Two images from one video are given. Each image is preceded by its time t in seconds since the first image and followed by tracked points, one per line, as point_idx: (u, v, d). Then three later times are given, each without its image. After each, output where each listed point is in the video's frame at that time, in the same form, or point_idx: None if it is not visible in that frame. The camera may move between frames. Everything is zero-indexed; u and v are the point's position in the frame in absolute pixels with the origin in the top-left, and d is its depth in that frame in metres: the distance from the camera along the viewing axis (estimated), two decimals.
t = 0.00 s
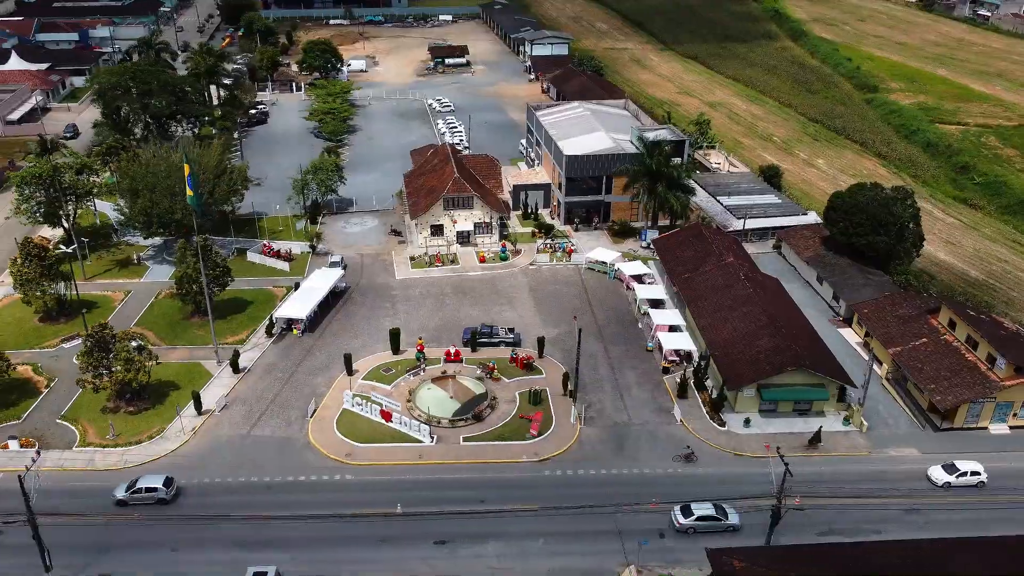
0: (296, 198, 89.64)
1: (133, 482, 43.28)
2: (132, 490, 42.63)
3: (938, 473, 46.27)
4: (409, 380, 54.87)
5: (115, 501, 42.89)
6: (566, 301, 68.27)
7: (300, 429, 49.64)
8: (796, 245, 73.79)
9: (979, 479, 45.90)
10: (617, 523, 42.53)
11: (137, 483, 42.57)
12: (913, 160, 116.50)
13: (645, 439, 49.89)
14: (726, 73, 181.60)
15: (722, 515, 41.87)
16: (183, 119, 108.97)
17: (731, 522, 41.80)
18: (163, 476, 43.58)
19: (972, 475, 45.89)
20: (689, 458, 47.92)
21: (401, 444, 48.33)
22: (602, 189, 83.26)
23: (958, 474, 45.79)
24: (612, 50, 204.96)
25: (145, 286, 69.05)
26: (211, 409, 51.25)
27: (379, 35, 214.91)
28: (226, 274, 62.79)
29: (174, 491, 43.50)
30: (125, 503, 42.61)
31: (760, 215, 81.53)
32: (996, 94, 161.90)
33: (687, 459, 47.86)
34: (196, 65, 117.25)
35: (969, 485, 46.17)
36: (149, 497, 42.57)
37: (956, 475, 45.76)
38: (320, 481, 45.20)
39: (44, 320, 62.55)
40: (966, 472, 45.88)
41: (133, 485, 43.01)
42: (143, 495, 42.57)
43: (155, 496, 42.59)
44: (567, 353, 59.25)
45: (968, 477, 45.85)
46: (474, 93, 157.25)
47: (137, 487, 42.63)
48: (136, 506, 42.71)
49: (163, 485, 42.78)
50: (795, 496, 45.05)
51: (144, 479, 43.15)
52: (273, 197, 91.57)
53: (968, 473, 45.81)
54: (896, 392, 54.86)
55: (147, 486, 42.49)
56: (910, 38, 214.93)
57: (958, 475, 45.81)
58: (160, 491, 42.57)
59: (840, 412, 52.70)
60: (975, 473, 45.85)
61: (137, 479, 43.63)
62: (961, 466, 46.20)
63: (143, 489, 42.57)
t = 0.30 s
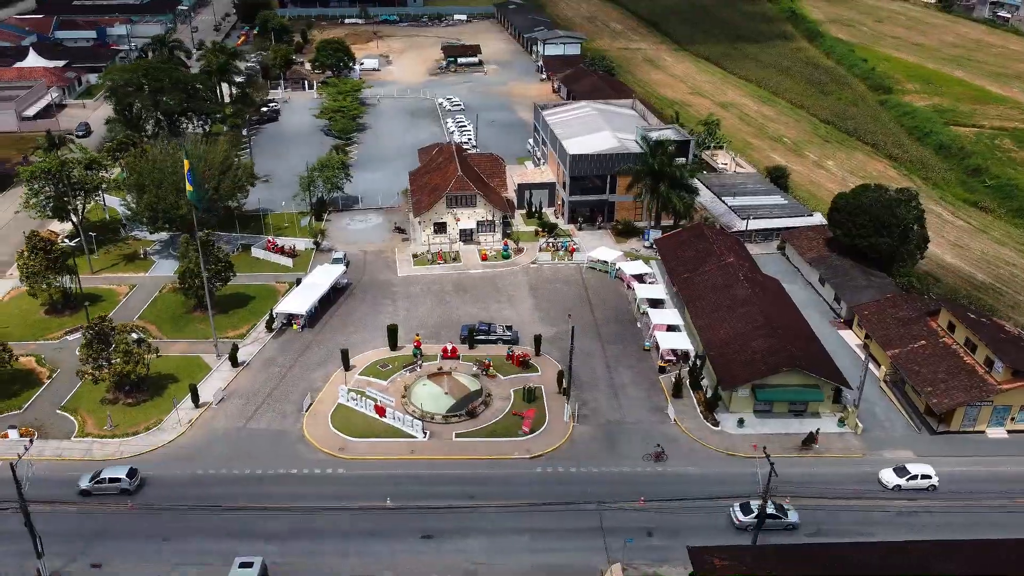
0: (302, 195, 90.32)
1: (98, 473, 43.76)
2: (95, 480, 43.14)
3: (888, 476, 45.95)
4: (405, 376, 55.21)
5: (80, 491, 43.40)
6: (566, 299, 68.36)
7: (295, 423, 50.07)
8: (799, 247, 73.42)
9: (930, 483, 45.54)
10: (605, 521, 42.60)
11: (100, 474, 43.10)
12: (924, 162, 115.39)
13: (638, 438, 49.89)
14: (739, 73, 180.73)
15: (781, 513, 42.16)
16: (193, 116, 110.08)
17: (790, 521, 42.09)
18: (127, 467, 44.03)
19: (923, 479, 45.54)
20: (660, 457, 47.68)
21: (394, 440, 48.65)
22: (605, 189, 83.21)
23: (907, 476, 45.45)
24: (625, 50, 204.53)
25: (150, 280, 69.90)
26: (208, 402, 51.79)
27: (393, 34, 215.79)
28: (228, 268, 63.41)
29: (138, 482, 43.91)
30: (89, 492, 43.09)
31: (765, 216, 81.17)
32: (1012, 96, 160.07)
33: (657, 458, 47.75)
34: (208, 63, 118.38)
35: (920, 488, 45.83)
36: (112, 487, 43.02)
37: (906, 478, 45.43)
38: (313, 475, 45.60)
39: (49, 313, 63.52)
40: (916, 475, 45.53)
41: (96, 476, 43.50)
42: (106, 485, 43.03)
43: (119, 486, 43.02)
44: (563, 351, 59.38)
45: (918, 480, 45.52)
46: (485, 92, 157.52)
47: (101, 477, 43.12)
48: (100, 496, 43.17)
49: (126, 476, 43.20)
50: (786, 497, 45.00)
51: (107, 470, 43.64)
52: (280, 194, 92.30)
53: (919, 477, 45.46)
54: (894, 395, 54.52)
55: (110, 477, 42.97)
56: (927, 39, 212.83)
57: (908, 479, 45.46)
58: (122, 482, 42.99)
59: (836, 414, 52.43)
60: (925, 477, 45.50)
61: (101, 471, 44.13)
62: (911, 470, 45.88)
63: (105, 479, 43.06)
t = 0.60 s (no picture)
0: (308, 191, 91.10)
1: (64, 462, 44.38)
2: (62, 470, 43.77)
3: (838, 477, 45.86)
4: (402, 371, 55.60)
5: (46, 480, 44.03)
6: (566, 298, 68.45)
7: (290, 417, 50.56)
8: (802, 248, 73.10)
9: (879, 484, 45.26)
10: (591, 518, 42.70)
11: (66, 463, 43.73)
12: (935, 164, 114.33)
13: (629, 436, 49.93)
14: (753, 74, 179.79)
15: (840, 514, 42.30)
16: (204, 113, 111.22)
17: (849, 521, 42.27)
18: (93, 457, 44.65)
19: (872, 480, 45.29)
20: (629, 455, 47.74)
21: (388, 434, 49.02)
22: (609, 188, 83.18)
23: (855, 478, 45.28)
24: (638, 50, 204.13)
25: (155, 275, 70.75)
26: (207, 395, 52.44)
27: (407, 33, 216.63)
28: (230, 264, 64.07)
29: (103, 472, 44.50)
30: (55, 481, 43.68)
31: (768, 216, 80.84)
32: None
33: (627, 457, 47.71)
34: (220, 60, 119.51)
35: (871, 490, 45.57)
36: (77, 477, 43.64)
37: (854, 480, 45.26)
38: (306, 468, 46.05)
39: (54, 305, 64.50)
40: (865, 477, 45.31)
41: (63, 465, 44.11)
42: (72, 475, 43.64)
43: (83, 476, 43.63)
44: (560, 349, 59.51)
45: (867, 482, 45.26)
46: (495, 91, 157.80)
47: (67, 467, 43.74)
48: (66, 485, 43.75)
49: (92, 465, 43.84)
50: (776, 497, 44.90)
51: (73, 459, 44.28)
52: (286, 191, 93.04)
53: (868, 478, 45.20)
54: (891, 397, 54.22)
55: (75, 466, 43.60)
56: (945, 40, 210.74)
57: (857, 480, 45.28)
58: (87, 472, 43.60)
59: (832, 415, 52.23)
60: (875, 478, 45.24)
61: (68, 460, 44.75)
62: (860, 471, 45.63)
63: (71, 469, 43.69)
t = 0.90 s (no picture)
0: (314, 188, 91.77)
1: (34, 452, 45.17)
2: (31, 458, 44.53)
3: (786, 477, 45.58)
4: (399, 367, 55.99)
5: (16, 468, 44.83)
6: (566, 296, 68.55)
7: (286, 411, 51.06)
8: (805, 249, 72.76)
9: (828, 484, 44.99)
10: (579, 515, 42.83)
11: (35, 452, 44.48)
12: (946, 166, 113.23)
13: (622, 434, 49.99)
14: (766, 74, 178.79)
15: (901, 516, 42.46)
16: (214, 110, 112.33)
17: (911, 524, 42.37)
18: (62, 446, 45.40)
19: (821, 480, 45.03)
20: (600, 452, 47.65)
21: (381, 429, 49.40)
22: (613, 187, 83.12)
23: (802, 478, 45.00)
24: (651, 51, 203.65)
25: (161, 269, 71.58)
26: (205, 387, 53.09)
27: (421, 32, 217.36)
28: (232, 259, 64.72)
29: (73, 461, 45.23)
30: (24, 469, 44.46)
31: (773, 217, 80.46)
32: None
33: (598, 454, 47.67)
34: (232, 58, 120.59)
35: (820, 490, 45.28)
36: (46, 466, 44.39)
37: (802, 480, 44.98)
38: (300, 461, 46.52)
39: (61, 298, 65.51)
40: (814, 477, 45.07)
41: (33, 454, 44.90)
42: (41, 464, 44.39)
43: (52, 465, 44.39)
44: (557, 348, 59.65)
45: (814, 482, 45.01)
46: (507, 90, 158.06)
47: (36, 456, 44.49)
48: (35, 473, 44.52)
49: (60, 454, 44.62)
50: (766, 497, 44.84)
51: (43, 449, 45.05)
52: (293, 187, 93.82)
53: (817, 478, 44.96)
54: (888, 399, 53.91)
55: (43, 455, 44.36)
56: (963, 42, 208.51)
57: (805, 480, 45.02)
58: (56, 460, 44.39)
59: (827, 417, 52.01)
60: (824, 478, 44.98)
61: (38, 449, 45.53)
62: (809, 471, 45.40)
63: (40, 458, 44.43)
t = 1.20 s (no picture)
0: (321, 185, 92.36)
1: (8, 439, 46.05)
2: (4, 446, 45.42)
3: (735, 475, 45.52)
4: (396, 363, 56.40)
5: None
6: (567, 295, 68.63)
7: (283, 404, 51.60)
8: (809, 250, 72.40)
9: (776, 484, 44.91)
10: (567, 511, 43.01)
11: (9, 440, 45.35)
12: (958, 169, 112.14)
13: (615, 432, 50.08)
14: (779, 75, 177.80)
15: (964, 521, 42.21)
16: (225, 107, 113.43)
17: (972, 529, 42.11)
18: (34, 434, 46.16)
19: (769, 479, 44.95)
20: (570, 449, 47.71)
21: (376, 423, 49.80)
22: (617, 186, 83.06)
23: (750, 477, 44.99)
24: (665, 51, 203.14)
25: (166, 264, 72.34)
26: (204, 380, 53.75)
27: (435, 31, 217.99)
28: (236, 254, 65.32)
29: (44, 449, 46.01)
30: None
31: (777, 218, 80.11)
32: None
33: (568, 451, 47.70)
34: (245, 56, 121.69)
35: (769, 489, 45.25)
36: (18, 453, 45.20)
37: (750, 479, 44.96)
38: (294, 453, 47.02)
39: (68, 290, 66.54)
40: (761, 476, 44.99)
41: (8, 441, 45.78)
42: (13, 451, 45.23)
43: (25, 452, 45.18)
44: (554, 346, 59.80)
45: (763, 482, 44.97)
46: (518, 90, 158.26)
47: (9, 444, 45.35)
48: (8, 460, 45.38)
49: (31, 442, 45.35)
50: (755, 497, 44.83)
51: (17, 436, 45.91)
52: (299, 184, 94.60)
53: (764, 477, 44.91)
54: (885, 401, 53.62)
55: (15, 442, 45.18)
56: (981, 43, 206.36)
57: (753, 479, 44.99)
58: (27, 448, 45.15)
59: (823, 418, 51.79)
60: (771, 477, 44.92)
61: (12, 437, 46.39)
62: (758, 470, 45.33)
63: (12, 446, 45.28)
